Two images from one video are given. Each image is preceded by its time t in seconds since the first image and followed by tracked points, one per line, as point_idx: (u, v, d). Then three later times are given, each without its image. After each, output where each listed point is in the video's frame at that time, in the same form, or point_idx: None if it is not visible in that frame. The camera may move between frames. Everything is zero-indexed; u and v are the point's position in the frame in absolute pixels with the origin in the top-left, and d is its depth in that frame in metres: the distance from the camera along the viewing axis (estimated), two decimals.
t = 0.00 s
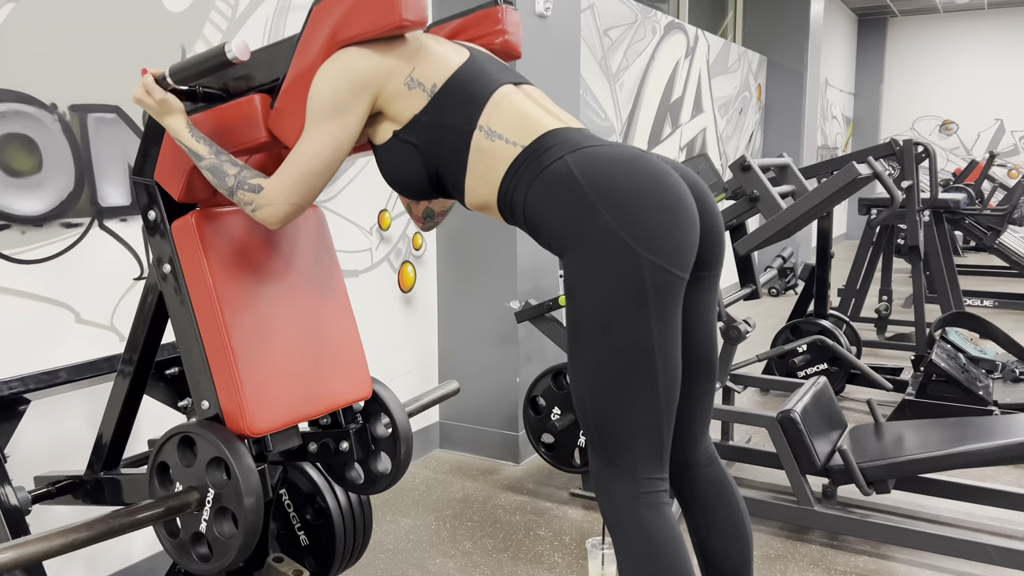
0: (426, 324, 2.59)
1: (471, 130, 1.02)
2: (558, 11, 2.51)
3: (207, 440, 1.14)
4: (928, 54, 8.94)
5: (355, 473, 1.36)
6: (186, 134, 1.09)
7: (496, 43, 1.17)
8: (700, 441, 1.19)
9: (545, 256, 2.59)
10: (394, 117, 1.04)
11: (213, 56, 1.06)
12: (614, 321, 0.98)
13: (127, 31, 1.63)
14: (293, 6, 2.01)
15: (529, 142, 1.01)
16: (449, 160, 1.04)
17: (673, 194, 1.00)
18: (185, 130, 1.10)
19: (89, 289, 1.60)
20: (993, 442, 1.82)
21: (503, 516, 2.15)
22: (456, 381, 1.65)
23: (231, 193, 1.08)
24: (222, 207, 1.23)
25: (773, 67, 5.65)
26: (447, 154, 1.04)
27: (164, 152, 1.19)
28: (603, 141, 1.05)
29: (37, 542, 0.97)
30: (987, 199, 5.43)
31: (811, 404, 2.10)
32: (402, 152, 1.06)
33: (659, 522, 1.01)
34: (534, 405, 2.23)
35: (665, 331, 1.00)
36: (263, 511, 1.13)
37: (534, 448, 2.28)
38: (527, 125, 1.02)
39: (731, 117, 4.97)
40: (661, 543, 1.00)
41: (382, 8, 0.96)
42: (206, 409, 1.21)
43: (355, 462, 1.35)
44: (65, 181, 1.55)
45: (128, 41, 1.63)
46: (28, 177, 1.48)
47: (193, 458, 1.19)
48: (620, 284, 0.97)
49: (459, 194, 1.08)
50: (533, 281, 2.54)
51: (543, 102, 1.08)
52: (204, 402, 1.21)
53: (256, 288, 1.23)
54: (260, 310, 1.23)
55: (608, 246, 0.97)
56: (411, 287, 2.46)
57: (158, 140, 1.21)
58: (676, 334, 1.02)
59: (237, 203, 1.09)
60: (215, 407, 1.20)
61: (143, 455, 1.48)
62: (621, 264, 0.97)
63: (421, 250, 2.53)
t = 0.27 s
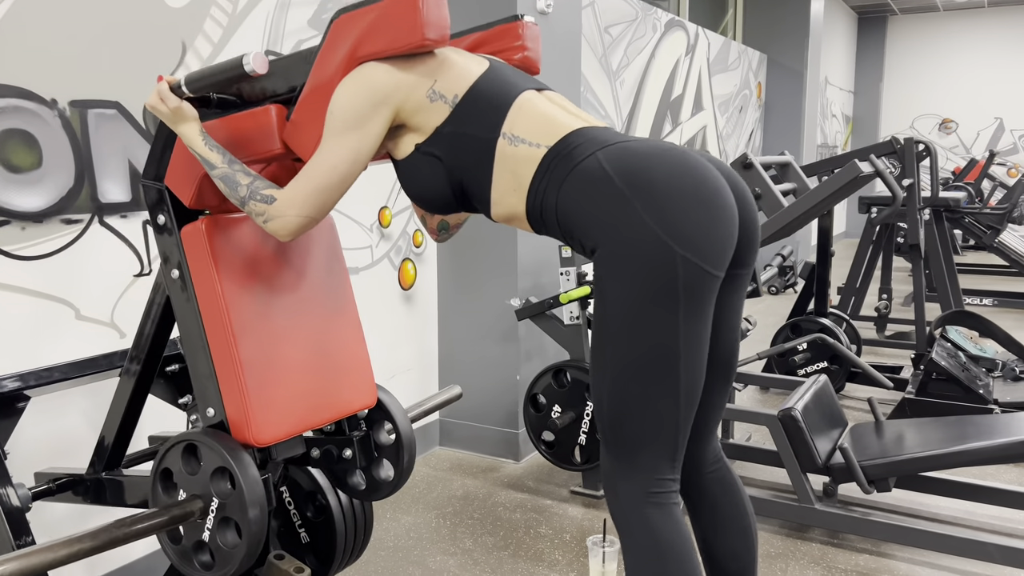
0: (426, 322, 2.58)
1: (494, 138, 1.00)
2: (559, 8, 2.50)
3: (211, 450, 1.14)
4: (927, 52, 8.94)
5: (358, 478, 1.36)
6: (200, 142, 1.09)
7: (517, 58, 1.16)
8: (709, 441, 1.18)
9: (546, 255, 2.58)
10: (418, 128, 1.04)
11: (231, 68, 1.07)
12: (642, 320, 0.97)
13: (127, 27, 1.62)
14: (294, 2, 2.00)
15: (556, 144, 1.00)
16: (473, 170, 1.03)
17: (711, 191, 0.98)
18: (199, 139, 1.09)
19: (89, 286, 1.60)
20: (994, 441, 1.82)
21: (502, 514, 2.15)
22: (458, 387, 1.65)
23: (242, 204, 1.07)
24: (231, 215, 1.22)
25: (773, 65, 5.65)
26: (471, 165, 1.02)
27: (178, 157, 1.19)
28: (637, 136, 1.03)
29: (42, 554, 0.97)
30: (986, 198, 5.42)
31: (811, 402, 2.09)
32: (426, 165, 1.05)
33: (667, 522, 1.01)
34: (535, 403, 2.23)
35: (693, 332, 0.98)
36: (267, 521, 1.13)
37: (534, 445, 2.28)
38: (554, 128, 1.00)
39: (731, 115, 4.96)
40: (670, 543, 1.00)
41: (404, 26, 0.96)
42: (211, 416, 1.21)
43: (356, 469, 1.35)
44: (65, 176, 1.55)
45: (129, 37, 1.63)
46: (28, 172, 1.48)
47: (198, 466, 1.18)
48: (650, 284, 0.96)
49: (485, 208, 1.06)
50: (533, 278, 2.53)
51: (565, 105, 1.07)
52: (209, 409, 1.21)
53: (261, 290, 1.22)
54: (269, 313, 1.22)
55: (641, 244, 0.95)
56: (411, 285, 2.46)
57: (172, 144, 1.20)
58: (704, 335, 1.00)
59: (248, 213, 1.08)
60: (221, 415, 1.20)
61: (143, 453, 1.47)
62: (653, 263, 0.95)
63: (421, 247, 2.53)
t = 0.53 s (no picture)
0: (425, 317, 2.58)
1: (517, 143, 0.99)
2: (560, 2, 2.49)
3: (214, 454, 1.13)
4: (927, 48, 8.92)
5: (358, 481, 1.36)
6: (211, 147, 1.08)
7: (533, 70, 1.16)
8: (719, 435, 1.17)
9: (545, 250, 2.58)
10: (438, 137, 1.03)
11: (247, 75, 1.06)
12: (669, 316, 0.96)
13: (126, 19, 1.61)
14: None
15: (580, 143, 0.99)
16: (497, 181, 1.02)
17: (747, 186, 0.97)
18: (211, 144, 1.08)
19: (88, 280, 1.59)
20: (994, 436, 1.82)
21: (501, 509, 2.15)
22: (459, 390, 1.65)
23: (252, 211, 1.06)
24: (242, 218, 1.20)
25: (773, 61, 5.64)
26: (494, 174, 1.01)
27: (187, 158, 1.18)
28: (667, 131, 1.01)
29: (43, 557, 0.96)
30: (985, 193, 5.42)
31: (811, 398, 2.09)
32: (449, 176, 1.04)
33: (678, 516, 1.00)
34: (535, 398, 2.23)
35: (718, 329, 0.97)
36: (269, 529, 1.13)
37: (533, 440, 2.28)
38: (577, 130, 1.00)
39: (731, 110, 4.96)
40: (681, 537, 1.00)
41: (425, 39, 0.96)
42: (215, 420, 1.20)
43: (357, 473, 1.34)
44: (63, 169, 1.54)
45: (127, 29, 1.62)
46: (26, 165, 1.47)
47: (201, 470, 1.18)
48: (679, 280, 0.95)
49: (510, 217, 1.05)
50: (533, 273, 2.53)
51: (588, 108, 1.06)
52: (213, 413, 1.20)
53: (271, 289, 1.21)
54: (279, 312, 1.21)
55: (672, 240, 0.94)
56: (411, 280, 2.45)
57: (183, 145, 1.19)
58: (729, 333, 0.99)
59: (257, 220, 1.07)
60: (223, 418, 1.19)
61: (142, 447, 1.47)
62: (684, 259, 0.94)
63: (420, 242, 2.52)
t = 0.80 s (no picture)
0: (420, 311, 2.57)
1: (527, 150, 0.98)
2: None
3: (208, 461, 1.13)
4: (924, 41, 8.91)
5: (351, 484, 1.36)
6: (212, 154, 1.07)
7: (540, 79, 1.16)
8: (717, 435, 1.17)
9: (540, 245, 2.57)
10: (445, 149, 1.02)
11: (250, 85, 1.03)
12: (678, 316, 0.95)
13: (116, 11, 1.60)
14: None
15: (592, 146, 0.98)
16: (507, 193, 1.01)
17: (765, 187, 0.95)
18: (212, 151, 1.07)
19: (79, 274, 1.58)
20: (988, 430, 1.81)
21: (495, 503, 2.15)
22: (454, 391, 1.64)
23: (252, 221, 1.05)
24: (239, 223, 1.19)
25: (770, 54, 5.62)
26: (505, 183, 1.00)
27: (186, 161, 1.16)
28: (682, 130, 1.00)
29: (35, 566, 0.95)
30: (981, 187, 5.41)
31: (806, 392, 2.08)
32: (459, 188, 1.03)
33: (672, 514, 1.00)
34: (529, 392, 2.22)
35: (726, 330, 0.96)
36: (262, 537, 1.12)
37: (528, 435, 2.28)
38: (587, 134, 0.99)
39: (728, 103, 4.95)
40: (675, 535, 0.99)
41: (433, 53, 0.95)
42: (209, 425, 1.19)
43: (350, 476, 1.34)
44: (54, 162, 1.53)
45: (118, 20, 1.60)
46: (15, 157, 1.46)
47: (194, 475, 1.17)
48: (691, 280, 0.93)
49: (521, 227, 1.04)
50: (528, 267, 2.52)
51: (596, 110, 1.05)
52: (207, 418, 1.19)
53: (269, 289, 1.21)
54: (277, 311, 1.21)
55: (685, 239, 0.93)
56: (405, 274, 2.44)
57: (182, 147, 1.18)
58: (738, 334, 0.98)
59: (257, 230, 1.05)
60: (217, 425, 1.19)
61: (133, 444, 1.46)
62: (698, 258, 0.92)
63: (415, 236, 2.51)
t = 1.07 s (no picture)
0: (415, 305, 2.56)
1: (538, 158, 0.98)
2: None
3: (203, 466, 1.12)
4: (919, 35, 8.91)
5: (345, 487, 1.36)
6: (215, 163, 1.06)
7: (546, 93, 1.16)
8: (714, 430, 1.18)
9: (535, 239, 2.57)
10: (453, 163, 1.01)
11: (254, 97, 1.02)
12: (688, 315, 0.94)
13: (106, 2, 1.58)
14: None
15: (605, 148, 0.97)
16: (519, 203, 1.00)
17: (785, 188, 0.94)
18: (214, 158, 1.06)
19: (70, 267, 1.57)
20: (981, 422, 1.82)
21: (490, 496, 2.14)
22: (449, 391, 1.64)
23: (253, 232, 1.05)
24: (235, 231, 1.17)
25: (765, 47, 5.61)
26: (516, 192, 1.00)
27: (188, 165, 1.15)
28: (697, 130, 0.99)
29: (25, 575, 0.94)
30: (975, 180, 5.42)
31: (801, 386, 2.09)
32: (470, 201, 1.02)
33: (669, 510, 1.00)
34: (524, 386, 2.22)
35: (736, 330, 0.96)
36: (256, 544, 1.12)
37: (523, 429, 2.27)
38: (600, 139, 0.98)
39: (723, 97, 4.94)
40: (671, 531, 0.99)
41: (443, 70, 0.94)
42: (204, 429, 1.19)
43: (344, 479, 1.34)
44: (44, 155, 1.51)
45: (109, 11, 1.59)
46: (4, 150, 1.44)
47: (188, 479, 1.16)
48: (704, 279, 0.92)
49: (534, 237, 1.03)
50: (522, 261, 2.51)
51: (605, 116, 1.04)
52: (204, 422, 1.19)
53: (270, 289, 1.20)
54: (278, 310, 1.20)
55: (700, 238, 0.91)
56: (399, 268, 2.43)
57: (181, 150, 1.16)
58: (749, 335, 0.97)
59: (257, 242, 1.05)
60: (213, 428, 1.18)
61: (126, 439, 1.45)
62: (713, 258, 0.91)
63: (409, 229, 2.50)
